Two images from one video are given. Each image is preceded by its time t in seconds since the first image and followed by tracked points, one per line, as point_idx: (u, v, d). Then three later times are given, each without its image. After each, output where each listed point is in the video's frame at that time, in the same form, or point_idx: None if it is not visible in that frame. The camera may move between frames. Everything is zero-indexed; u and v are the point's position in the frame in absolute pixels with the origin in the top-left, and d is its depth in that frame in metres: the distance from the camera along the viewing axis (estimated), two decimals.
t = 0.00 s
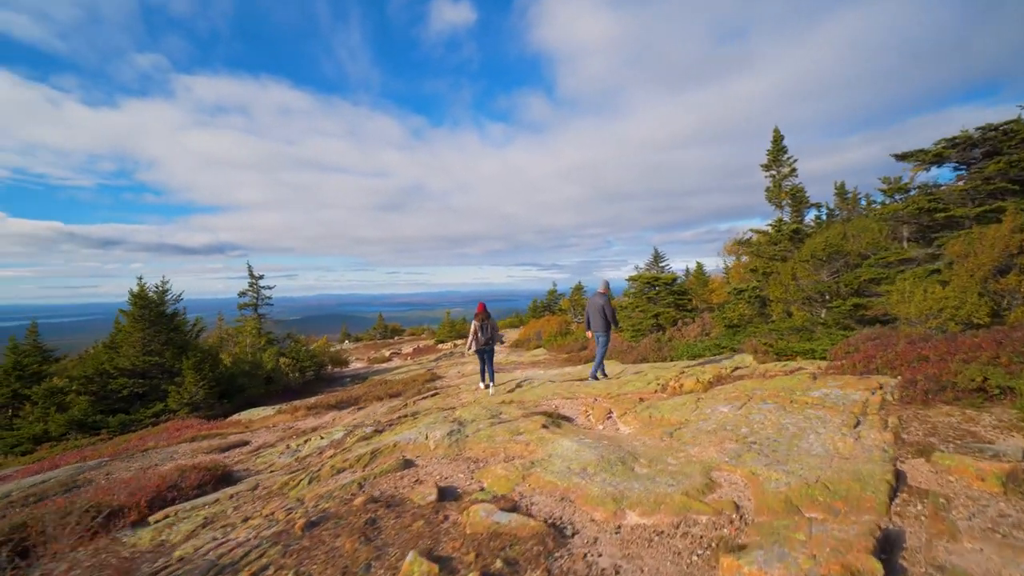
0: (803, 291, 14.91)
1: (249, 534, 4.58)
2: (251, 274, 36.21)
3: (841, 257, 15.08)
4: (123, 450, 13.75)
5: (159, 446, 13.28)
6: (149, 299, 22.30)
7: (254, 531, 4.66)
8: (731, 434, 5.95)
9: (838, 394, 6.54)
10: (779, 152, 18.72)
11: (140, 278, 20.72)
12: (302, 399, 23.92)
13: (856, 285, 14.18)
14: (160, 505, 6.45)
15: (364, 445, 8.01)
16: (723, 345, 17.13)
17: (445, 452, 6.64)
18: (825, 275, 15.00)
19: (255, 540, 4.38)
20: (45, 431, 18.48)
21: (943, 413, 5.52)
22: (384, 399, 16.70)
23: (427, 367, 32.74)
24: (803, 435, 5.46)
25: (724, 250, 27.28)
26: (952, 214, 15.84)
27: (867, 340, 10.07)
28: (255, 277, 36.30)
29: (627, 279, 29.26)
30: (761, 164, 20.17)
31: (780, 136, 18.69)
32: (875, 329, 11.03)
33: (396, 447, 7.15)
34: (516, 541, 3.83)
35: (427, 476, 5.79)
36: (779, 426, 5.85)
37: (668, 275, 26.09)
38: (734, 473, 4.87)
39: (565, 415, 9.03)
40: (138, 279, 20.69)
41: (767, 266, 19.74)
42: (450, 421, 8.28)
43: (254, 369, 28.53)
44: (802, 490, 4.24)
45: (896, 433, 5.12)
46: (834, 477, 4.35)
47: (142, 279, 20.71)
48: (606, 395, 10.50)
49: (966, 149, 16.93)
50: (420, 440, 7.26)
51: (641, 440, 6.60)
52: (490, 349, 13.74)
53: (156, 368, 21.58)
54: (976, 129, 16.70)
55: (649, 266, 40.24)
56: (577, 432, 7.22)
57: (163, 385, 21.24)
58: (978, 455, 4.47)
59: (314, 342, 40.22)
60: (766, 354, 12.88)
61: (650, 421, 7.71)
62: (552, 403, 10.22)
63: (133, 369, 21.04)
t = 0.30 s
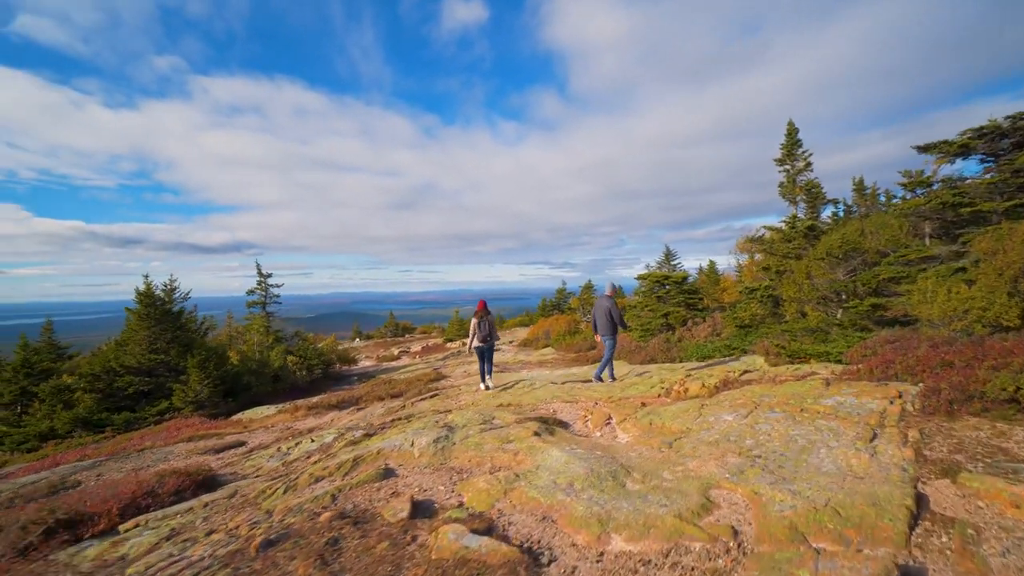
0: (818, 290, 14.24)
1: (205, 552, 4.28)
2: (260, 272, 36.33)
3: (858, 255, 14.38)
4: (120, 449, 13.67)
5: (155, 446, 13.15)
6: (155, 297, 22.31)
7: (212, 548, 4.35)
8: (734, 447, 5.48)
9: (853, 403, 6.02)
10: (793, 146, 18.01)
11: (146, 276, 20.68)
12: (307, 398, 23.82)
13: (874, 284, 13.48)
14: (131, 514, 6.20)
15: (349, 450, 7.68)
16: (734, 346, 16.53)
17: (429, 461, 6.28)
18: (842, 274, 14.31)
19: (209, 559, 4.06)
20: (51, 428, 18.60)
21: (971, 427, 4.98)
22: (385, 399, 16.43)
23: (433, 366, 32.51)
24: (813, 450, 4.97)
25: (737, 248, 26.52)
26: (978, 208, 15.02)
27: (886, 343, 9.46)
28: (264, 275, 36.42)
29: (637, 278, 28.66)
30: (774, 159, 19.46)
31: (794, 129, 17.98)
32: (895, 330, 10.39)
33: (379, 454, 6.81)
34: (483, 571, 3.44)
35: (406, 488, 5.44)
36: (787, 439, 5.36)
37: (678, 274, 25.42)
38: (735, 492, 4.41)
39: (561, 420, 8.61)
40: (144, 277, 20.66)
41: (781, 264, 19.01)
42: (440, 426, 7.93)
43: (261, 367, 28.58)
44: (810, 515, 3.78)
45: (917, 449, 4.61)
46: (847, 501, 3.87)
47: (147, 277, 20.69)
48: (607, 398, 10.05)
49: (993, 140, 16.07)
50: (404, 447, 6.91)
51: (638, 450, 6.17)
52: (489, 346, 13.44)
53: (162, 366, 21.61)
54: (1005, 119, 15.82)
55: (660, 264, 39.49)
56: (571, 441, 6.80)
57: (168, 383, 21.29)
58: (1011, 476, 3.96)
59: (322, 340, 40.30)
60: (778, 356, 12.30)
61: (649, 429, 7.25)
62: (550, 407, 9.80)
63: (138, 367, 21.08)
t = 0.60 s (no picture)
0: (827, 289, 13.67)
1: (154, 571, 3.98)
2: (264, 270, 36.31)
3: (869, 253, 13.85)
4: (112, 449, 13.55)
5: (147, 447, 12.98)
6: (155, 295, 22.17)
7: (163, 566, 4.06)
8: (730, 459, 5.09)
9: (861, 412, 5.59)
10: (801, 140, 17.47)
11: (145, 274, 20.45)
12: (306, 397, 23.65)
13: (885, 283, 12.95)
14: (99, 522, 5.96)
15: (330, 456, 7.39)
16: (739, 346, 16.05)
17: (409, 470, 5.96)
18: (852, 273, 13.79)
19: None
20: (50, 427, 18.57)
21: (991, 440, 4.54)
22: (381, 399, 16.17)
23: (436, 365, 32.26)
24: (816, 464, 4.57)
25: (744, 246, 25.95)
26: (996, 203, 14.40)
27: (897, 345, 8.99)
28: (268, 273, 36.37)
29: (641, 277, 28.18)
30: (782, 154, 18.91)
31: (803, 123, 17.42)
32: (908, 332, 9.90)
33: (358, 461, 6.50)
34: None
35: (379, 500, 5.11)
36: (788, 451, 4.96)
37: (684, 272, 24.91)
38: (729, 512, 4.02)
39: (554, 425, 8.26)
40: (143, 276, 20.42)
41: (788, 261, 18.42)
42: (425, 431, 7.60)
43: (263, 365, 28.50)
44: (809, 541, 3.39)
45: (931, 465, 4.19)
46: (852, 526, 3.47)
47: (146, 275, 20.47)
48: (603, 402, 9.68)
49: (1013, 132, 15.41)
50: (385, 454, 6.60)
51: (629, 460, 5.79)
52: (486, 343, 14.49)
53: (161, 364, 21.53)
54: None
55: (666, 262, 38.92)
56: (560, 448, 6.44)
57: (168, 381, 21.23)
58: None
59: (326, 338, 40.26)
60: (784, 358, 11.83)
61: (644, 436, 6.87)
62: (544, 411, 9.45)
63: (138, 365, 21.01)
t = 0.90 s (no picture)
0: (833, 287, 13.23)
1: None
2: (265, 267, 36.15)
3: (877, 250, 13.34)
4: (101, 449, 13.36)
5: (135, 447, 12.76)
6: (150, 293, 21.86)
7: None
8: (723, 470, 4.72)
9: (867, 420, 5.20)
10: (807, 134, 16.95)
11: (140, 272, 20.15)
12: (305, 395, 23.44)
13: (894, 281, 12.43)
14: (59, 530, 5.67)
15: (308, 461, 7.08)
16: (742, 346, 15.63)
17: (384, 477, 5.64)
18: (859, 270, 13.30)
19: None
20: (45, 425, 18.46)
21: (1009, 452, 4.14)
22: (375, 399, 15.90)
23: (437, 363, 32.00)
24: (816, 478, 4.19)
25: (749, 243, 25.41)
26: (1011, 198, 13.85)
27: (907, 346, 8.55)
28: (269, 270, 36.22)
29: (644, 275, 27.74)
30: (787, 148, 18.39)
31: (809, 116, 16.90)
32: (918, 332, 9.45)
33: (333, 468, 6.18)
34: None
35: (347, 512, 4.80)
36: (786, 463, 4.57)
37: (687, 270, 24.47)
38: (718, 532, 3.65)
39: (543, 429, 7.92)
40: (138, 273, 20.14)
41: (793, 259, 17.70)
42: (407, 435, 7.27)
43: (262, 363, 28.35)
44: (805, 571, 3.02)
45: (942, 481, 3.80)
46: (853, 554, 3.10)
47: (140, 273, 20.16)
48: (597, 404, 9.32)
49: None
50: (361, 460, 6.27)
51: (616, 470, 5.43)
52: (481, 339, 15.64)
53: (158, 362, 21.38)
54: None
55: (671, 260, 38.40)
56: (545, 455, 6.10)
57: (165, 379, 21.09)
58: None
59: (327, 336, 40.12)
60: (788, 358, 11.40)
61: (635, 442, 6.51)
62: (536, 414, 9.10)
63: (134, 363, 20.86)
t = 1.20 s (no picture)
0: (838, 286, 12.82)
1: None
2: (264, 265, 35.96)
3: (885, 247, 12.88)
4: (87, 449, 13.13)
5: (120, 447, 12.50)
6: (145, 290, 21.61)
7: None
8: (715, 482, 4.34)
9: (873, 427, 4.80)
10: (813, 128, 16.48)
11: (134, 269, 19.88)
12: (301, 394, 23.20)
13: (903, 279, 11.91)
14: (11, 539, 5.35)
15: (282, 466, 6.75)
16: (744, 346, 15.23)
17: (355, 485, 5.30)
18: (866, 268, 12.86)
19: None
20: (38, 423, 18.31)
21: None
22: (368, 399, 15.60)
23: (436, 362, 31.70)
24: (816, 493, 3.80)
25: (753, 241, 24.93)
26: None
27: (916, 347, 8.13)
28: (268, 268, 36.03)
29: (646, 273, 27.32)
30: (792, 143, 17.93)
31: (814, 110, 16.43)
32: (928, 332, 9.01)
33: (303, 474, 5.86)
34: None
35: (308, 524, 4.46)
36: (784, 475, 4.18)
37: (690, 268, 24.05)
38: (704, 555, 3.28)
39: (532, 433, 7.57)
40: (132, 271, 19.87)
41: (798, 257, 17.15)
42: (387, 439, 6.94)
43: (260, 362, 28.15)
44: None
45: (956, 498, 3.40)
46: None
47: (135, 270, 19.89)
48: (591, 407, 8.95)
49: None
50: (333, 466, 5.94)
51: (602, 479, 5.07)
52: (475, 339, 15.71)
53: (153, 360, 21.20)
54: None
55: (674, 259, 37.92)
56: (528, 461, 5.74)
57: (160, 377, 20.90)
58: None
59: (327, 335, 39.92)
60: (790, 359, 10.98)
61: (626, 449, 6.15)
62: (526, 417, 8.75)
63: (129, 361, 20.69)
